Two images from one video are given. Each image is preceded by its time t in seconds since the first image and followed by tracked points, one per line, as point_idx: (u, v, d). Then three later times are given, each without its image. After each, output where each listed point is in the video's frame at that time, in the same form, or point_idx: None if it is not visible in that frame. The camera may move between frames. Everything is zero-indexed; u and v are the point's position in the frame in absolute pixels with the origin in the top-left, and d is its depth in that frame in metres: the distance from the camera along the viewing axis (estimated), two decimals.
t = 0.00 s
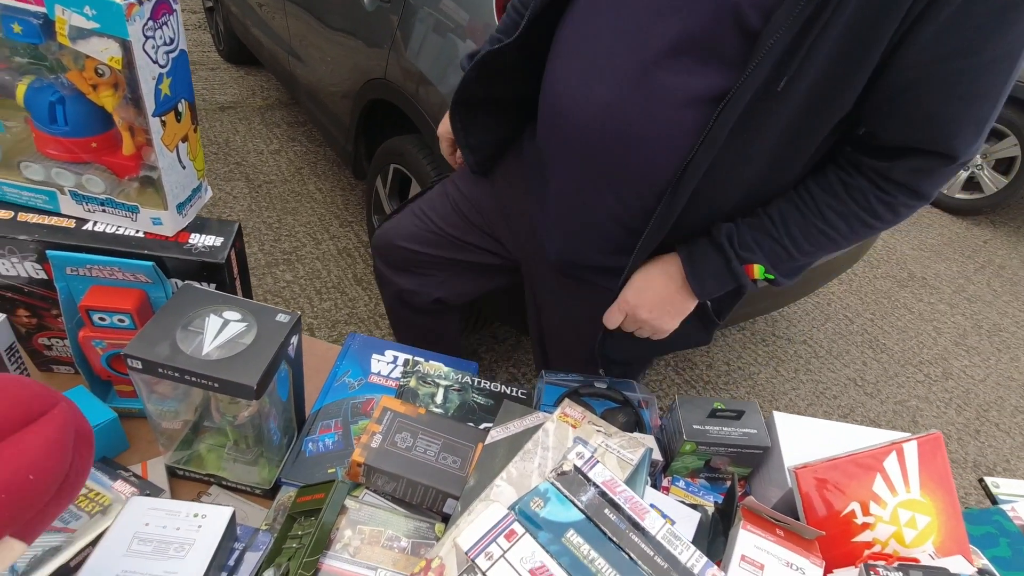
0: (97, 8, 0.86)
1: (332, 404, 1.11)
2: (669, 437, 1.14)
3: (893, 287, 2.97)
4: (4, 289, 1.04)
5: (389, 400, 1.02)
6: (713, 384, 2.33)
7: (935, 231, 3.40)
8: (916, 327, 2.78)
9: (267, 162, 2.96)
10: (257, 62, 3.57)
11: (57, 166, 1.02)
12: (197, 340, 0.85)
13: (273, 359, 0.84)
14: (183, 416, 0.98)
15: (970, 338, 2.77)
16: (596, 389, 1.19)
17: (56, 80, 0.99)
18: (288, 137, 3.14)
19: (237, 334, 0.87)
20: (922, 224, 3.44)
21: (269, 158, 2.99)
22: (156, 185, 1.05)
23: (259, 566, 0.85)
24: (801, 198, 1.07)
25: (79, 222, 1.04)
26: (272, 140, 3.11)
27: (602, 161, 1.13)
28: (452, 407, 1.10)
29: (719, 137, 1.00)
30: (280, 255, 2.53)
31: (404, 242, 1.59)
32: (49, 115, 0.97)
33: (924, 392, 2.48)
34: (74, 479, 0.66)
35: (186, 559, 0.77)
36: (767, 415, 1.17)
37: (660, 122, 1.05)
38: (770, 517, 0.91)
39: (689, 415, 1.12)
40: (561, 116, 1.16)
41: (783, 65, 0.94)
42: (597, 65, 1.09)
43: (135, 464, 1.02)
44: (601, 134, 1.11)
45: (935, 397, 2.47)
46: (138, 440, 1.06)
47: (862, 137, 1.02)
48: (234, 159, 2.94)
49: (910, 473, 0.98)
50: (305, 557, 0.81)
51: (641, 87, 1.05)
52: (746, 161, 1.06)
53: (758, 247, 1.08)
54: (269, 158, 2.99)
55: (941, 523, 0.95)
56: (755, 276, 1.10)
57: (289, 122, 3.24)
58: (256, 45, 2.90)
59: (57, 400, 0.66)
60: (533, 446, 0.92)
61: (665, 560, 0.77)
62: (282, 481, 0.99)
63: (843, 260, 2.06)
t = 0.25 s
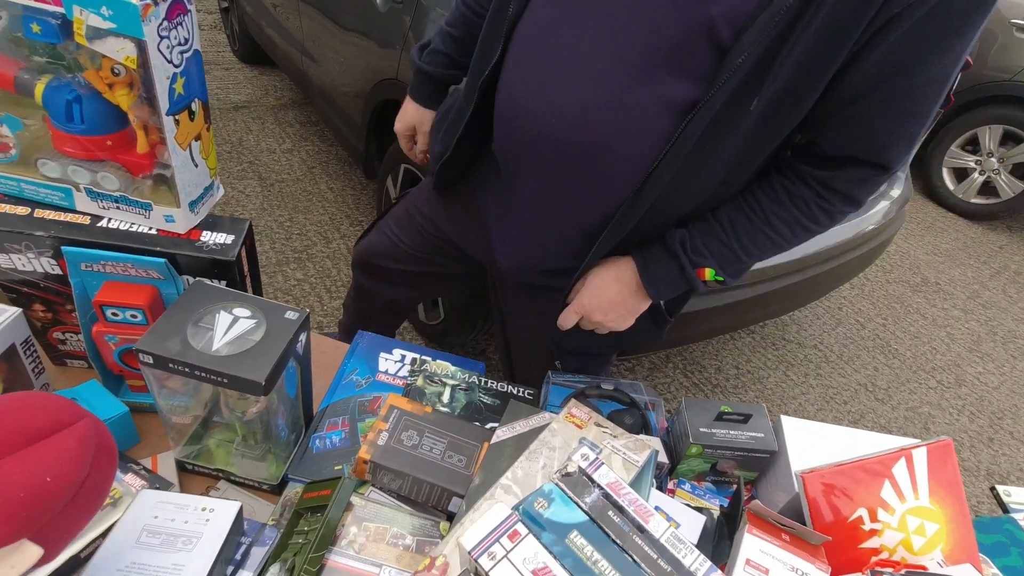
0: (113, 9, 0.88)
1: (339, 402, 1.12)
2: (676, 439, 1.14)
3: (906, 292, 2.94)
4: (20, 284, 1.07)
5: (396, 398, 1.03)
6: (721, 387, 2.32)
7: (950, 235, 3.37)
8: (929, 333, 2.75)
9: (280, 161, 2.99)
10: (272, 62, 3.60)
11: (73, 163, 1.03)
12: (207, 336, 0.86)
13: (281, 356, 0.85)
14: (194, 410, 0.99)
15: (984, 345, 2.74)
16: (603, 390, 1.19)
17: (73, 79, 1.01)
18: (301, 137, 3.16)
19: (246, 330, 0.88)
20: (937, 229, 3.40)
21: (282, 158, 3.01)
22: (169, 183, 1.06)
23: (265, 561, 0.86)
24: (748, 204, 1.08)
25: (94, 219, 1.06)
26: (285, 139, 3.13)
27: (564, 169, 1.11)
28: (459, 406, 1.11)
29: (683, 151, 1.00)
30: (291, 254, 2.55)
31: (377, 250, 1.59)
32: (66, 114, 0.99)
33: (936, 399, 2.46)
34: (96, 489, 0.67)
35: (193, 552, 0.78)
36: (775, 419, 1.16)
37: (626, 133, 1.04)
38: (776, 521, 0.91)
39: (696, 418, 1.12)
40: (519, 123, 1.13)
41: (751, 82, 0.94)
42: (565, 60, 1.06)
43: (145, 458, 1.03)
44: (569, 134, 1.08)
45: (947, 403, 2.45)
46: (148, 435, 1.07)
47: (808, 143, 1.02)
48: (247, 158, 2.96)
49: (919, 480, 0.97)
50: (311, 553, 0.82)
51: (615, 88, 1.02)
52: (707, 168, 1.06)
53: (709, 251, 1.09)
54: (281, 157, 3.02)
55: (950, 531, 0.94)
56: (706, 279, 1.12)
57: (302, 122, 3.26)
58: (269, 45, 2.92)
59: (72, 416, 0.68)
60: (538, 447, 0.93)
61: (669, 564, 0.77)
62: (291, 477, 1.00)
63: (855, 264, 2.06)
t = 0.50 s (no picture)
0: (138, 12, 0.89)
1: (352, 399, 1.13)
2: (687, 442, 1.14)
3: (923, 297, 2.91)
4: (45, 279, 1.09)
5: (408, 396, 1.04)
6: (734, 391, 2.31)
7: (970, 240, 3.33)
8: (946, 339, 2.72)
9: (296, 161, 3.02)
10: (289, 62, 3.63)
11: (96, 163, 1.05)
12: (224, 332, 0.88)
13: (296, 354, 0.87)
14: (209, 405, 1.00)
15: (1003, 352, 2.71)
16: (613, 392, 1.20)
17: (98, 80, 1.03)
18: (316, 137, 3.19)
19: (262, 327, 0.89)
20: (956, 233, 3.36)
21: (297, 157, 3.04)
22: (189, 182, 1.08)
23: (278, 555, 0.87)
24: (645, 186, 1.08)
25: (117, 217, 1.08)
26: (301, 139, 3.16)
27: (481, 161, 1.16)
28: (470, 405, 1.11)
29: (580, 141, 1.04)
30: (306, 252, 2.57)
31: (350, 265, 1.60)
32: (90, 114, 1.01)
33: (953, 406, 2.43)
34: (122, 473, 0.78)
35: (208, 544, 0.79)
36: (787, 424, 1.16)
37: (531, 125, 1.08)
38: (786, 526, 0.91)
39: (706, 420, 1.12)
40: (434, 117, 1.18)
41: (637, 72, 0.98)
42: (471, 55, 1.09)
43: (162, 451, 1.05)
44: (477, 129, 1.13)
45: (964, 411, 2.42)
46: (165, 429, 1.09)
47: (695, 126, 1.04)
48: (263, 157, 3.00)
49: (933, 487, 0.96)
50: (323, 548, 0.83)
51: (513, 83, 1.07)
52: (607, 156, 1.07)
53: (616, 233, 1.08)
54: (297, 156, 3.04)
55: (964, 539, 0.93)
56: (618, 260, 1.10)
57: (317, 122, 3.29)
58: (287, 46, 2.95)
59: (103, 408, 0.78)
60: (548, 447, 0.94)
61: (677, 565, 0.77)
62: (302, 472, 1.01)
63: (872, 268, 2.06)
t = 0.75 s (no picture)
0: (153, 14, 0.91)
1: (359, 397, 1.14)
2: (692, 444, 1.14)
3: (937, 301, 2.89)
4: (61, 276, 1.11)
5: (414, 394, 1.04)
6: (743, 394, 2.29)
7: (986, 244, 3.29)
8: (960, 343, 2.69)
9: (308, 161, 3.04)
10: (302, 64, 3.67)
11: (111, 161, 1.07)
12: (233, 329, 0.89)
13: (303, 351, 0.88)
14: (219, 401, 1.03)
15: (1019, 357, 2.67)
16: (619, 393, 1.20)
17: (114, 81, 1.06)
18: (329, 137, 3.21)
19: (271, 324, 0.91)
20: (972, 237, 3.32)
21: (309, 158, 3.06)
22: (201, 180, 1.10)
23: (284, 550, 0.88)
24: (532, 109, 1.06)
25: (130, 215, 1.09)
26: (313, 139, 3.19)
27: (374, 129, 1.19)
28: (476, 404, 1.12)
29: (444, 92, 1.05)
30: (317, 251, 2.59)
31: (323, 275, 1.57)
32: (106, 113, 1.04)
33: (966, 411, 2.39)
34: (132, 435, 0.83)
35: (216, 537, 0.80)
36: (794, 427, 1.16)
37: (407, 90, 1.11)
38: (790, 528, 0.91)
39: (711, 422, 1.11)
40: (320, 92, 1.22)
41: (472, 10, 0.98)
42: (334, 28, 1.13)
43: (172, 445, 1.07)
44: (348, 73, 1.16)
45: (978, 417, 2.38)
46: (176, 423, 1.11)
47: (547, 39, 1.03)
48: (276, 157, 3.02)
49: (941, 492, 0.95)
50: (328, 542, 0.84)
51: (374, 40, 1.10)
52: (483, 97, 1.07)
53: (527, 161, 1.07)
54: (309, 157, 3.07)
55: (972, 545, 0.92)
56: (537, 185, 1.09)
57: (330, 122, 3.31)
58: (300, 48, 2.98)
59: (110, 376, 0.82)
60: (552, 446, 0.95)
61: (679, 565, 0.77)
62: (309, 468, 1.03)
63: (884, 270, 2.02)
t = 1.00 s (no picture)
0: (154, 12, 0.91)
1: (361, 395, 1.14)
2: (694, 444, 1.14)
3: (947, 304, 2.86)
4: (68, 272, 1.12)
5: (415, 392, 1.05)
6: (748, 395, 2.28)
7: (997, 246, 3.25)
8: (970, 346, 2.65)
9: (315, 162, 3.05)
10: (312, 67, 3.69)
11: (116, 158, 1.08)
12: (236, 325, 0.89)
13: (305, 347, 0.88)
14: (223, 397, 1.05)
15: None
16: (621, 392, 1.21)
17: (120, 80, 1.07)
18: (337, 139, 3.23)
19: (273, 321, 0.91)
20: (983, 239, 3.29)
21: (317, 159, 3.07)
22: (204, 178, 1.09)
23: (284, 545, 0.89)
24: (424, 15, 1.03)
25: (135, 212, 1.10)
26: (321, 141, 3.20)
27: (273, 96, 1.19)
28: (478, 403, 1.12)
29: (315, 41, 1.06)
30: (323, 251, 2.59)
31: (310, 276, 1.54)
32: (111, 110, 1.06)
33: (976, 414, 2.35)
34: (163, 395, 0.99)
35: (216, 531, 0.81)
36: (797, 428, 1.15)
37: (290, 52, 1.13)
38: (791, 530, 0.90)
39: (714, 422, 1.11)
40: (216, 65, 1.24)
41: None
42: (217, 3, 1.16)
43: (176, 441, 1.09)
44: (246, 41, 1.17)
45: (987, 420, 2.34)
46: (179, 419, 1.12)
47: None
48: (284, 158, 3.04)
49: (945, 495, 0.94)
50: (328, 539, 0.84)
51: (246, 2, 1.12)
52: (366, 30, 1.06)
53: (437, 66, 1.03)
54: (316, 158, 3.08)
55: (977, 549, 0.92)
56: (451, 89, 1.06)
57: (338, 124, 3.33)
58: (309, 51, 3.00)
59: (139, 350, 0.98)
60: (553, 445, 0.95)
61: (678, 566, 0.77)
62: (311, 464, 1.03)
63: (890, 271, 1.99)
